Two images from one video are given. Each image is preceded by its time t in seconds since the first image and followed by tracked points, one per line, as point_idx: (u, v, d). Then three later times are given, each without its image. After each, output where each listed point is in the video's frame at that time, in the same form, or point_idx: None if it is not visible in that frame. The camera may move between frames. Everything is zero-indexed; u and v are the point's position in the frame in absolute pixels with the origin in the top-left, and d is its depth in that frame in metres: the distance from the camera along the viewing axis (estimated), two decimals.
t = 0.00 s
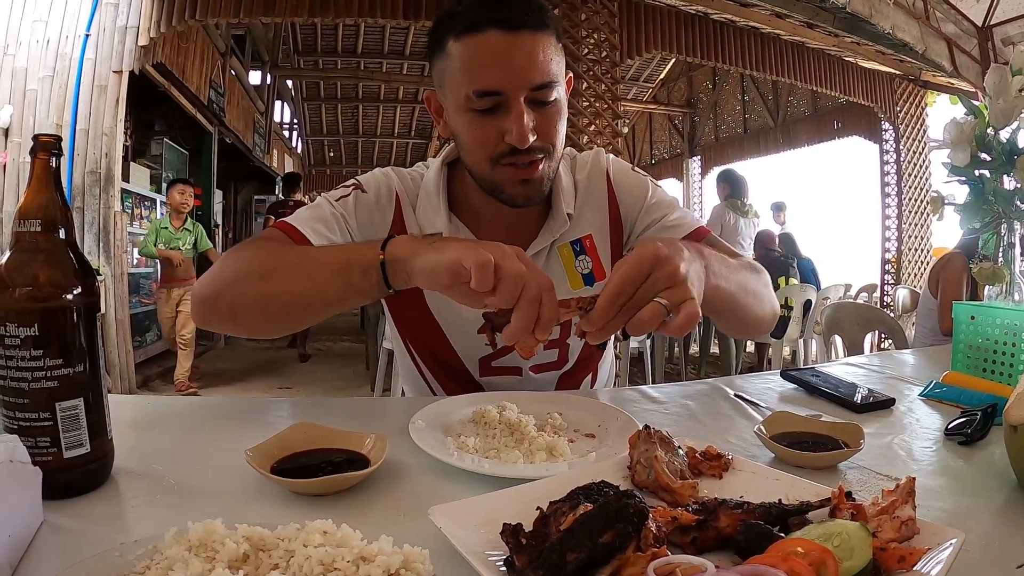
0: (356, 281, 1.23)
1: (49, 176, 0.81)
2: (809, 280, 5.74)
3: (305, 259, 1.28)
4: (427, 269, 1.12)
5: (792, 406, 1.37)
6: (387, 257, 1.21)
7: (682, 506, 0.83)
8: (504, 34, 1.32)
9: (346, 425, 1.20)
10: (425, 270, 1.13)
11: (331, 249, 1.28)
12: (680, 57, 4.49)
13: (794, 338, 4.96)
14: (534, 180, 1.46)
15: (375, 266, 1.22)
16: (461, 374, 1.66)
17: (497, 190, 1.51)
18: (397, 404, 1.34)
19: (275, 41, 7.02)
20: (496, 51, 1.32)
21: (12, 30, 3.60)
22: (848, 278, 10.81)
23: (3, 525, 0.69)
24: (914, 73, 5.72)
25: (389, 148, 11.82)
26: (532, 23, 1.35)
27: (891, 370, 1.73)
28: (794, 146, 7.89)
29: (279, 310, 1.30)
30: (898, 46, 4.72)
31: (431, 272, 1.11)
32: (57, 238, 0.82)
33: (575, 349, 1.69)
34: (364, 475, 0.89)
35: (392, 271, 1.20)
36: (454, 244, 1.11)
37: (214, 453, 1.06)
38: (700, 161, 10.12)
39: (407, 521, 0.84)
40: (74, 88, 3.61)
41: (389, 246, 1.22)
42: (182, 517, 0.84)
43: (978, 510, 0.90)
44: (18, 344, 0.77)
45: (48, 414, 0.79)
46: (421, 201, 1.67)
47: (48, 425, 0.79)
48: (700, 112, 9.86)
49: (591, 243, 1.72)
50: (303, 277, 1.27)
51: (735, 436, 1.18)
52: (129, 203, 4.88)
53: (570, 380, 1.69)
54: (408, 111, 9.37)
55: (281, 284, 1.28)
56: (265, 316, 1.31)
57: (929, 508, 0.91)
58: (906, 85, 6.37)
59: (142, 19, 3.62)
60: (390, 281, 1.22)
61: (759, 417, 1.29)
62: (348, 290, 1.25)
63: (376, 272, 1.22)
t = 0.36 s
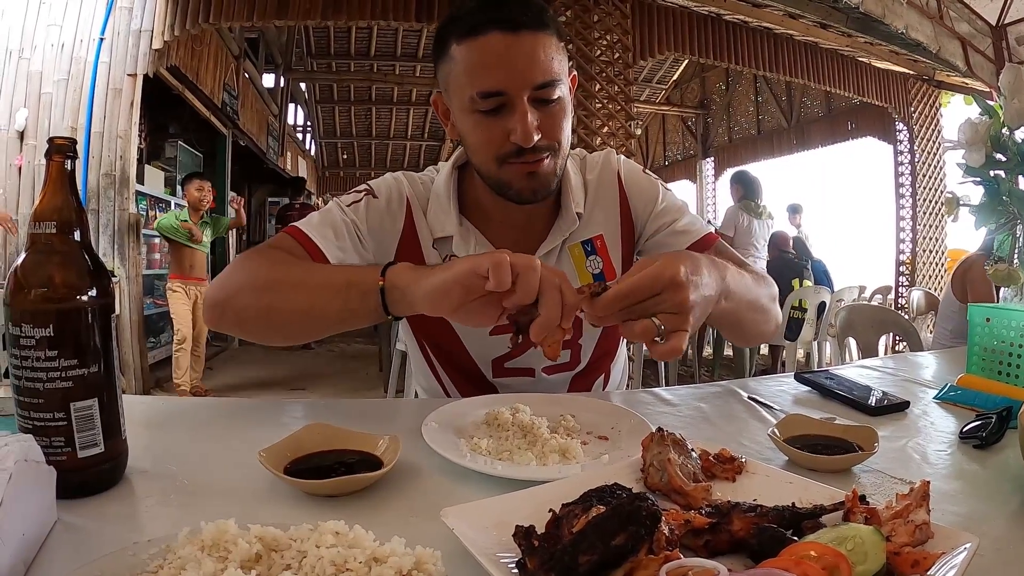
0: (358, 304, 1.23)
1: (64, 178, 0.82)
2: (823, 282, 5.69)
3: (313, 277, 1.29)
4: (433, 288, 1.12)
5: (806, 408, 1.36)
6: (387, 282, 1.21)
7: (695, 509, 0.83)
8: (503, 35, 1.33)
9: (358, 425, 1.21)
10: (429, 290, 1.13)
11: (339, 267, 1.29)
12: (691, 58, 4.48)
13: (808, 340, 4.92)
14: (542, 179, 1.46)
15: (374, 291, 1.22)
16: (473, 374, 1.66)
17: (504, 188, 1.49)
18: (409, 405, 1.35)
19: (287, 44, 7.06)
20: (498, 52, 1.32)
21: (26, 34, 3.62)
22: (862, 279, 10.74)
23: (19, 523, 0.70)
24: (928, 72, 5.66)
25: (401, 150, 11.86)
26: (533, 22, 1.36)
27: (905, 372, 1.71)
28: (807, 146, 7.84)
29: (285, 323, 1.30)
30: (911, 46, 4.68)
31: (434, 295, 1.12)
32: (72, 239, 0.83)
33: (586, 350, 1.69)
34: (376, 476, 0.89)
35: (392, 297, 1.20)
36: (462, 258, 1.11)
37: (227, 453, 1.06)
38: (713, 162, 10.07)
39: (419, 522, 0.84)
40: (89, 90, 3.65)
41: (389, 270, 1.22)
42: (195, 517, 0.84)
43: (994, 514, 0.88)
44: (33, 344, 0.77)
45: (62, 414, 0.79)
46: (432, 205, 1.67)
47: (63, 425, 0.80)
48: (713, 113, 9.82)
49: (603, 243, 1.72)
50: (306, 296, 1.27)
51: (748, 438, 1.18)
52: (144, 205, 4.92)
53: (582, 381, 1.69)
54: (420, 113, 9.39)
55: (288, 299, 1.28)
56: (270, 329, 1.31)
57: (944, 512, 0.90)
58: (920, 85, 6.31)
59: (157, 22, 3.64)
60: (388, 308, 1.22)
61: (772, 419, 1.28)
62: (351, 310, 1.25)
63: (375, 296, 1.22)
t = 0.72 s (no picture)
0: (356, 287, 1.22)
1: (74, 179, 0.82)
2: (832, 283, 5.62)
3: (317, 259, 1.29)
4: (442, 267, 1.11)
5: (815, 410, 1.36)
6: (393, 265, 1.21)
7: (704, 511, 0.83)
8: (513, 40, 1.32)
9: (367, 426, 1.21)
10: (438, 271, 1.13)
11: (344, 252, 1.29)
12: (700, 58, 4.47)
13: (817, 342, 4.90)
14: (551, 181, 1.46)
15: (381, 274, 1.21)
16: (482, 374, 1.66)
17: (514, 189, 1.50)
18: (417, 406, 1.35)
19: (296, 46, 7.09)
20: (505, 57, 1.32)
21: (36, 38, 3.70)
22: (872, 280, 10.69)
23: (27, 522, 0.70)
24: (937, 72, 5.63)
25: (409, 151, 11.88)
26: (540, 26, 1.35)
27: (914, 374, 1.70)
28: (817, 147, 7.81)
29: (279, 304, 1.29)
30: (920, 46, 4.67)
31: (446, 279, 1.11)
32: (81, 239, 0.83)
33: (595, 350, 1.68)
34: (384, 476, 0.89)
35: (396, 284, 1.19)
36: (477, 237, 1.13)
37: (236, 453, 1.07)
38: (722, 163, 10.04)
39: (427, 523, 0.84)
40: (99, 92, 3.68)
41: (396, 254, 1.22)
42: (203, 517, 0.84)
43: (1004, 517, 0.88)
44: (43, 344, 0.78)
45: (71, 414, 0.80)
46: (440, 204, 1.67)
47: (72, 424, 0.80)
48: (722, 114, 9.80)
49: (611, 245, 1.72)
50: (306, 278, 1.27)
51: (757, 440, 1.17)
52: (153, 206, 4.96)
53: (591, 381, 1.69)
54: (428, 115, 9.40)
55: (288, 279, 1.28)
56: (265, 308, 1.31)
57: (953, 515, 0.89)
58: (930, 85, 6.27)
59: (165, 25, 3.66)
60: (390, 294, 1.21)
61: (781, 421, 1.28)
62: (349, 294, 1.23)
63: (377, 280, 1.21)
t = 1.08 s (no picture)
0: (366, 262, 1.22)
1: (77, 180, 0.82)
2: (835, 284, 5.53)
3: (323, 235, 1.29)
4: (454, 253, 1.12)
5: (818, 411, 1.35)
6: (405, 248, 1.21)
7: (707, 512, 0.82)
8: (521, 41, 1.32)
9: (370, 426, 1.21)
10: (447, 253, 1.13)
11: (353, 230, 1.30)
12: (703, 59, 4.47)
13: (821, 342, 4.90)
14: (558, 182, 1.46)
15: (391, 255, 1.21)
16: (486, 373, 1.66)
17: (521, 190, 1.50)
18: (420, 406, 1.35)
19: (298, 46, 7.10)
20: (514, 58, 1.32)
21: (40, 38, 3.72)
22: (874, 280, 10.68)
23: (30, 521, 0.70)
24: (941, 72, 5.61)
25: (411, 152, 11.88)
26: (548, 27, 1.35)
27: (917, 374, 1.70)
28: (820, 147, 7.80)
29: (282, 279, 1.28)
30: (923, 46, 4.66)
31: (456, 267, 1.11)
32: (85, 240, 0.83)
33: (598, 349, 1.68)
34: (386, 477, 0.89)
35: (406, 266, 1.19)
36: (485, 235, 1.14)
37: (238, 453, 1.07)
38: (725, 163, 10.03)
39: (429, 523, 0.84)
40: (103, 93, 3.69)
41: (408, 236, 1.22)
42: (205, 518, 0.84)
43: (1007, 518, 0.88)
44: (46, 344, 0.78)
45: (74, 414, 0.80)
46: (446, 200, 1.67)
47: (75, 424, 0.80)
48: (724, 114, 9.79)
49: (615, 242, 1.72)
50: (314, 254, 1.27)
51: (761, 441, 1.17)
52: (156, 207, 4.96)
53: (594, 381, 1.69)
54: (431, 115, 9.41)
55: (292, 252, 1.28)
56: (266, 280, 1.30)
57: (957, 515, 0.89)
58: (933, 85, 6.26)
59: (169, 25, 3.67)
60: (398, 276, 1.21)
61: (785, 421, 1.27)
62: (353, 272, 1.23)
63: (390, 261, 1.21)
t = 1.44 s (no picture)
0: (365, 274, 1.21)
1: (77, 180, 0.82)
2: (835, 284, 5.51)
3: (322, 244, 1.29)
4: (450, 259, 1.12)
5: (819, 411, 1.35)
6: (401, 258, 1.20)
7: (707, 512, 0.82)
8: (526, 42, 1.32)
9: (370, 426, 1.21)
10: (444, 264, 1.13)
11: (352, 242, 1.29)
12: (703, 58, 4.47)
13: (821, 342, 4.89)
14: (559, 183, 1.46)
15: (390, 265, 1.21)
16: (486, 372, 1.66)
17: (522, 190, 1.50)
18: (420, 406, 1.35)
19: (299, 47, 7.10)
20: (519, 59, 1.32)
21: (40, 37, 3.69)
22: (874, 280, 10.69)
23: (31, 521, 0.70)
24: (941, 72, 5.61)
25: (411, 152, 11.88)
26: (552, 28, 1.35)
27: (916, 374, 1.70)
28: (820, 147, 7.80)
29: (283, 286, 1.28)
30: (924, 46, 4.66)
31: (451, 275, 1.12)
32: (85, 240, 0.84)
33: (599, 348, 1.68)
34: (385, 478, 0.89)
35: (401, 274, 1.18)
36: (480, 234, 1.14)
37: (239, 453, 1.07)
38: (725, 163, 10.02)
39: (429, 523, 0.84)
40: (103, 93, 3.69)
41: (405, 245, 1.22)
42: (205, 518, 0.84)
43: (1007, 518, 0.88)
44: (47, 344, 0.78)
45: (75, 414, 0.80)
46: (446, 201, 1.67)
47: (76, 425, 0.80)
48: (725, 114, 9.79)
49: (614, 241, 1.72)
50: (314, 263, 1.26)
51: (761, 441, 1.17)
52: (156, 207, 4.97)
53: (595, 381, 1.69)
54: (431, 116, 9.41)
55: (292, 262, 1.27)
56: (268, 289, 1.30)
57: (957, 515, 0.89)
58: (933, 85, 6.25)
59: (169, 25, 3.67)
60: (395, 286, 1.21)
61: (785, 421, 1.28)
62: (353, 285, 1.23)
63: (388, 272, 1.20)
